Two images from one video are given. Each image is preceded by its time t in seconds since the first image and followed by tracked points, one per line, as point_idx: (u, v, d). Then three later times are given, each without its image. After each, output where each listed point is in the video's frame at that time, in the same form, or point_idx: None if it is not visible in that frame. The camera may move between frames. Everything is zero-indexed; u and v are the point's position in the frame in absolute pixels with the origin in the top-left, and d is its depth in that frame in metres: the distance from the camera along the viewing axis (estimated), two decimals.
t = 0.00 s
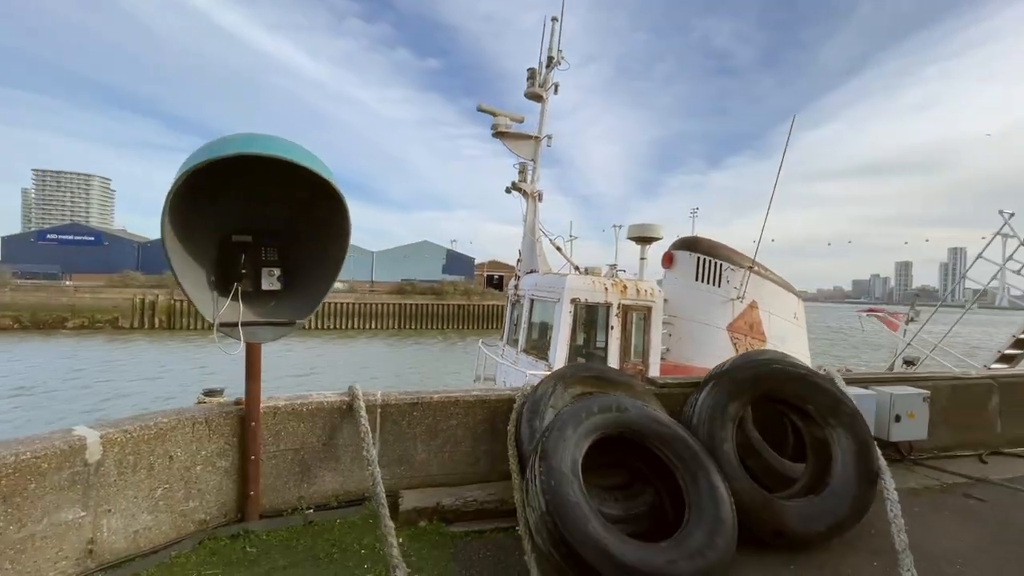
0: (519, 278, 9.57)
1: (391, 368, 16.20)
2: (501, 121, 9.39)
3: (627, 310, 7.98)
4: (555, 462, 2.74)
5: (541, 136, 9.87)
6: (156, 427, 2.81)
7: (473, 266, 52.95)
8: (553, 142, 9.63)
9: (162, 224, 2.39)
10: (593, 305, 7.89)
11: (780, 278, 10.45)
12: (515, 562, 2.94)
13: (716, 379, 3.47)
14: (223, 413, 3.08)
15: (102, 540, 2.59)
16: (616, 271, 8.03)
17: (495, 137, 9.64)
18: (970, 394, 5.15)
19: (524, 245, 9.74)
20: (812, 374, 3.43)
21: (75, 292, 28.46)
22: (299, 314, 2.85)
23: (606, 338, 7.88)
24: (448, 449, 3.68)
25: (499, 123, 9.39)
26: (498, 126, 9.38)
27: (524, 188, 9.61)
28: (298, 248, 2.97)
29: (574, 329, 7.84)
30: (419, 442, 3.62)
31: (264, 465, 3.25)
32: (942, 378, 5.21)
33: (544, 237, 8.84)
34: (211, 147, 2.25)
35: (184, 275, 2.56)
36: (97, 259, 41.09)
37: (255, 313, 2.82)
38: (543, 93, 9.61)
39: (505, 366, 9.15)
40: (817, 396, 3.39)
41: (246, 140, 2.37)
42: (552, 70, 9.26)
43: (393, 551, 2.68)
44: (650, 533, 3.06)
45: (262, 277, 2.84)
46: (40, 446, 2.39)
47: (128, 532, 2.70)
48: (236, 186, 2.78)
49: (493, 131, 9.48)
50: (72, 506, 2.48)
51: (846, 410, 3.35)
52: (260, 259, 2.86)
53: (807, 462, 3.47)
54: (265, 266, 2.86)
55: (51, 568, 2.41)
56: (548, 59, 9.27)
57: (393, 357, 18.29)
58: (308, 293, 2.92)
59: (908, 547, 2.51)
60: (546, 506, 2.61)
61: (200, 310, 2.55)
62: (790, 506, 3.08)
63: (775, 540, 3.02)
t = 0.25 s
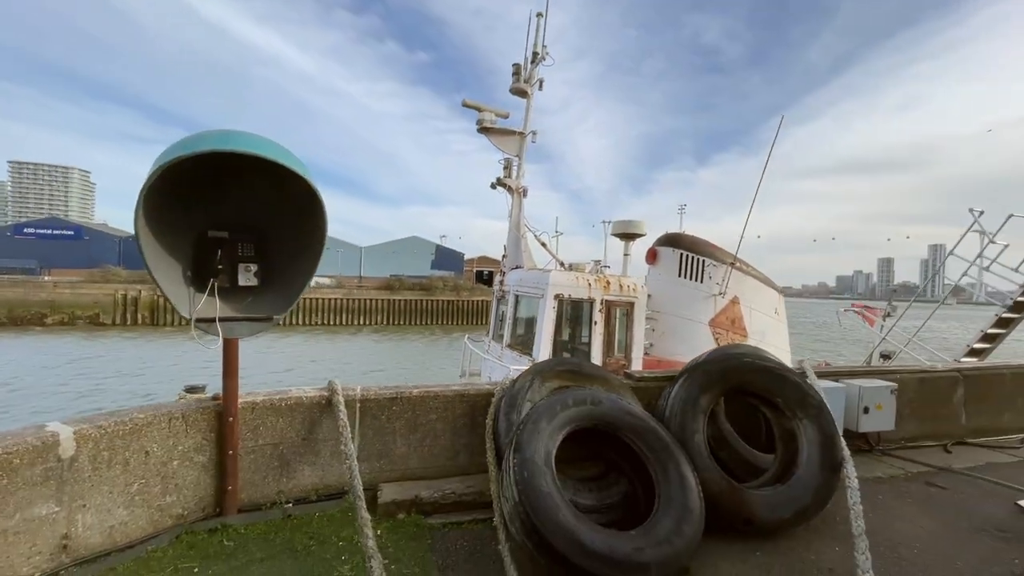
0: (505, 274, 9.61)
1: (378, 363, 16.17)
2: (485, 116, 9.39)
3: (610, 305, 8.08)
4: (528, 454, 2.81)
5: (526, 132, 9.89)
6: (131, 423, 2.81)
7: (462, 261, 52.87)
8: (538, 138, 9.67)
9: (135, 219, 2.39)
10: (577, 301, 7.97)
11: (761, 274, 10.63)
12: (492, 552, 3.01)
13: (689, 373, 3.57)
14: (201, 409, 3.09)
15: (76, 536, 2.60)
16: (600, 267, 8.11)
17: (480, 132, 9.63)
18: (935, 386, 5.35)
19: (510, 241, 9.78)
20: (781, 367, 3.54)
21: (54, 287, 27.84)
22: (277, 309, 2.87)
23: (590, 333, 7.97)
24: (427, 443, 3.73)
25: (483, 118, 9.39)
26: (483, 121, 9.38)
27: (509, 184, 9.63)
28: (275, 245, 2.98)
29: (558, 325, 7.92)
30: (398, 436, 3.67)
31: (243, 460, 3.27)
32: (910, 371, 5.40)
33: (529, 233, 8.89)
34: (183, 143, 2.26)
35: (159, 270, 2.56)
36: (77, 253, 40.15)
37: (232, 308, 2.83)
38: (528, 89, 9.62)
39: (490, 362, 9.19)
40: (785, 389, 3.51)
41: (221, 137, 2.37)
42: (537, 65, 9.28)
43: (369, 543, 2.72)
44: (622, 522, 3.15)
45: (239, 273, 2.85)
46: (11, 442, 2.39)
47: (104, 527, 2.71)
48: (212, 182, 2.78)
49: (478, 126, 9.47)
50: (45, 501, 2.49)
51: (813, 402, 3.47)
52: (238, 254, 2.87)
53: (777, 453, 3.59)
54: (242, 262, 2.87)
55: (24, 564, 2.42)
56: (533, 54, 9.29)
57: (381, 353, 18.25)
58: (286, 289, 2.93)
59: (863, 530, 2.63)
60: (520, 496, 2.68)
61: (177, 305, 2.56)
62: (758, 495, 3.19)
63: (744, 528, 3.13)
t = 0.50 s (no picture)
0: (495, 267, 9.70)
1: (372, 357, 16.25)
2: (476, 109, 9.44)
3: (599, 298, 8.20)
4: (508, 439, 2.92)
5: (517, 126, 9.95)
6: (122, 410, 2.89)
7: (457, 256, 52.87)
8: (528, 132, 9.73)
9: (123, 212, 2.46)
10: (566, 294, 8.08)
11: (749, 268, 10.78)
12: (474, 534, 3.13)
13: (667, 362, 3.69)
14: (190, 397, 3.17)
15: (69, 519, 2.69)
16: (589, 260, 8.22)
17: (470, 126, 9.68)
18: (911, 376, 5.51)
19: (500, 235, 9.86)
20: (755, 357, 3.67)
21: (44, 281, 27.60)
22: (265, 300, 2.95)
23: (579, 326, 8.09)
24: (414, 431, 3.83)
25: (474, 112, 9.43)
26: (473, 114, 9.43)
27: (500, 178, 9.70)
28: (262, 237, 3.05)
29: (547, 318, 8.03)
30: (385, 424, 3.76)
31: (233, 448, 3.36)
32: (886, 361, 5.56)
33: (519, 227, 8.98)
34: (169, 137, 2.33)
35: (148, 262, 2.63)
36: (67, 247, 39.77)
37: (220, 299, 2.91)
38: (519, 83, 9.68)
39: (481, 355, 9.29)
40: (759, 378, 3.64)
41: (206, 131, 2.44)
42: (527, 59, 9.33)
43: (354, 524, 2.82)
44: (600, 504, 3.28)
45: (226, 265, 2.93)
46: (4, 428, 2.47)
47: (96, 511, 2.79)
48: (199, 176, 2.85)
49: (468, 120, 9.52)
50: (38, 485, 2.57)
51: (786, 390, 3.60)
52: (225, 247, 2.94)
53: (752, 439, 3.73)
54: (229, 254, 2.94)
55: (19, 545, 2.50)
56: (523, 48, 9.34)
57: (374, 347, 18.32)
58: (273, 280, 3.01)
59: (825, 509, 2.76)
60: (499, 479, 2.79)
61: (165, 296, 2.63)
62: (732, 479, 3.32)
63: (718, 510, 3.26)
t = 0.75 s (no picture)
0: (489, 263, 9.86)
1: (369, 352, 16.44)
2: (469, 106, 9.56)
3: (590, 293, 8.38)
4: (490, 424, 3.11)
5: (510, 123, 10.08)
6: (127, 397, 3.07)
7: (455, 251, 52.97)
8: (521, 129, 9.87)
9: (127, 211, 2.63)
10: (557, 289, 8.26)
11: (739, 264, 10.96)
12: (461, 514, 3.33)
13: (645, 353, 3.88)
14: (191, 386, 3.35)
15: (79, 499, 2.86)
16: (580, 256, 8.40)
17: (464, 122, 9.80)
18: (887, 368, 5.72)
19: (494, 231, 10.02)
20: (728, 348, 3.86)
21: (40, 277, 27.64)
22: (262, 293, 3.13)
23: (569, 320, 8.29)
24: (404, 419, 4.02)
25: (467, 109, 9.55)
26: (466, 112, 9.55)
27: (493, 175, 9.85)
28: (258, 235, 3.22)
29: (539, 312, 8.21)
30: (377, 412, 3.95)
31: (231, 434, 3.54)
32: (863, 353, 5.77)
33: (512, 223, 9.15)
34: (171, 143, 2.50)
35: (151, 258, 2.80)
36: (65, 242, 39.78)
37: (220, 292, 3.08)
38: (512, 80, 9.81)
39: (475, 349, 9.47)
40: (732, 368, 3.83)
41: (205, 136, 2.60)
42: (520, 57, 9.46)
43: (345, 503, 3.01)
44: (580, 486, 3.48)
45: (225, 261, 3.10)
46: (17, 414, 2.64)
47: (104, 492, 2.97)
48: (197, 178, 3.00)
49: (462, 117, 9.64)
50: (50, 467, 2.75)
51: (757, 379, 3.80)
52: (223, 243, 3.11)
53: (725, 425, 3.93)
54: (227, 250, 3.11)
55: (33, 522, 2.68)
56: (516, 46, 9.46)
57: (371, 342, 18.51)
58: (269, 275, 3.18)
59: (785, 489, 2.96)
60: (481, 461, 2.99)
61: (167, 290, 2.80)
62: (704, 463, 3.52)
63: (691, 491, 3.46)
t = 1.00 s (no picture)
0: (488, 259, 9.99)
1: (372, 347, 16.65)
2: (468, 103, 9.65)
3: (587, 289, 8.49)
4: (481, 416, 3.24)
5: (510, 120, 10.17)
6: (135, 389, 3.22)
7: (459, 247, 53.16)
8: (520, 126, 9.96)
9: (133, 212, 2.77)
10: (555, 285, 8.37)
11: (738, 260, 11.02)
12: (453, 501, 3.47)
13: (633, 348, 4.00)
14: (196, 378, 3.51)
15: (90, 484, 3.03)
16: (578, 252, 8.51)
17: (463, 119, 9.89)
18: (878, 363, 5.79)
19: (493, 228, 10.14)
20: (714, 343, 3.97)
21: (50, 272, 28.04)
22: (261, 290, 3.27)
23: (567, 316, 8.41)
24: (401, 411, 4.16)
25: (467, 106, 9.64)
26: (466, 109, 9.64)
27: (492, 171, 9.94)
28: (258, 234, 3.35)
29: (537, 308, 8.33)
30: (374, 404, 4.09)
31: (235, 424, 3.70)
32: (854, 349, 5.85)
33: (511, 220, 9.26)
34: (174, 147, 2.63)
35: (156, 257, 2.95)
36: (73, 238, 40.27)
37: (222, 289, 3.23)
38: (511, 78, 9.89)
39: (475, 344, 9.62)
40: (718, 362, 3.94)
41: (206, 141, 2.73)
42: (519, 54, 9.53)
43: (341, 490, 3.16)
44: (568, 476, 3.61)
45: (226, 259, 3.24)
46: (32, 403, 2.79)
47: (114, 478, 3.14)
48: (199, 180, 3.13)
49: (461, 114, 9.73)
50: (63, 454, 2.91)
51: (741, 373, 3.91)
52: (224, 242, 3.24)
53: (711, 418, 4.04)
54: (228, 249, 3.25)
55: (47, 505, 2.84)
56: (515, 43, 9.53)
57: (375, 338, 18.73)
58: (269, 273, 3.32)
59: (762, 478, 3.07)
60: (471, 451, 3.13)
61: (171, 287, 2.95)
62: (688, 454, 3.64)
63: (675, 481, 3.58)
